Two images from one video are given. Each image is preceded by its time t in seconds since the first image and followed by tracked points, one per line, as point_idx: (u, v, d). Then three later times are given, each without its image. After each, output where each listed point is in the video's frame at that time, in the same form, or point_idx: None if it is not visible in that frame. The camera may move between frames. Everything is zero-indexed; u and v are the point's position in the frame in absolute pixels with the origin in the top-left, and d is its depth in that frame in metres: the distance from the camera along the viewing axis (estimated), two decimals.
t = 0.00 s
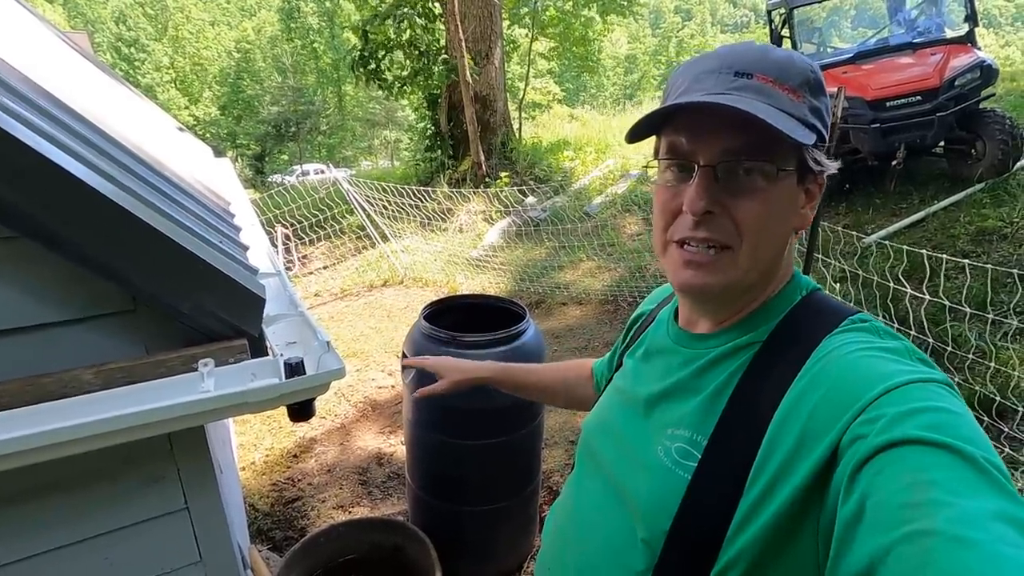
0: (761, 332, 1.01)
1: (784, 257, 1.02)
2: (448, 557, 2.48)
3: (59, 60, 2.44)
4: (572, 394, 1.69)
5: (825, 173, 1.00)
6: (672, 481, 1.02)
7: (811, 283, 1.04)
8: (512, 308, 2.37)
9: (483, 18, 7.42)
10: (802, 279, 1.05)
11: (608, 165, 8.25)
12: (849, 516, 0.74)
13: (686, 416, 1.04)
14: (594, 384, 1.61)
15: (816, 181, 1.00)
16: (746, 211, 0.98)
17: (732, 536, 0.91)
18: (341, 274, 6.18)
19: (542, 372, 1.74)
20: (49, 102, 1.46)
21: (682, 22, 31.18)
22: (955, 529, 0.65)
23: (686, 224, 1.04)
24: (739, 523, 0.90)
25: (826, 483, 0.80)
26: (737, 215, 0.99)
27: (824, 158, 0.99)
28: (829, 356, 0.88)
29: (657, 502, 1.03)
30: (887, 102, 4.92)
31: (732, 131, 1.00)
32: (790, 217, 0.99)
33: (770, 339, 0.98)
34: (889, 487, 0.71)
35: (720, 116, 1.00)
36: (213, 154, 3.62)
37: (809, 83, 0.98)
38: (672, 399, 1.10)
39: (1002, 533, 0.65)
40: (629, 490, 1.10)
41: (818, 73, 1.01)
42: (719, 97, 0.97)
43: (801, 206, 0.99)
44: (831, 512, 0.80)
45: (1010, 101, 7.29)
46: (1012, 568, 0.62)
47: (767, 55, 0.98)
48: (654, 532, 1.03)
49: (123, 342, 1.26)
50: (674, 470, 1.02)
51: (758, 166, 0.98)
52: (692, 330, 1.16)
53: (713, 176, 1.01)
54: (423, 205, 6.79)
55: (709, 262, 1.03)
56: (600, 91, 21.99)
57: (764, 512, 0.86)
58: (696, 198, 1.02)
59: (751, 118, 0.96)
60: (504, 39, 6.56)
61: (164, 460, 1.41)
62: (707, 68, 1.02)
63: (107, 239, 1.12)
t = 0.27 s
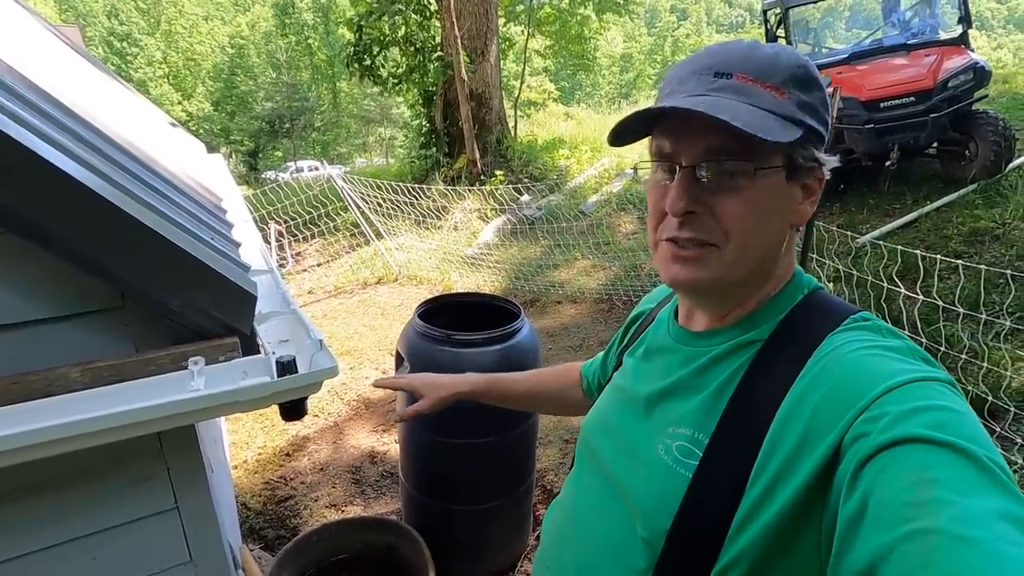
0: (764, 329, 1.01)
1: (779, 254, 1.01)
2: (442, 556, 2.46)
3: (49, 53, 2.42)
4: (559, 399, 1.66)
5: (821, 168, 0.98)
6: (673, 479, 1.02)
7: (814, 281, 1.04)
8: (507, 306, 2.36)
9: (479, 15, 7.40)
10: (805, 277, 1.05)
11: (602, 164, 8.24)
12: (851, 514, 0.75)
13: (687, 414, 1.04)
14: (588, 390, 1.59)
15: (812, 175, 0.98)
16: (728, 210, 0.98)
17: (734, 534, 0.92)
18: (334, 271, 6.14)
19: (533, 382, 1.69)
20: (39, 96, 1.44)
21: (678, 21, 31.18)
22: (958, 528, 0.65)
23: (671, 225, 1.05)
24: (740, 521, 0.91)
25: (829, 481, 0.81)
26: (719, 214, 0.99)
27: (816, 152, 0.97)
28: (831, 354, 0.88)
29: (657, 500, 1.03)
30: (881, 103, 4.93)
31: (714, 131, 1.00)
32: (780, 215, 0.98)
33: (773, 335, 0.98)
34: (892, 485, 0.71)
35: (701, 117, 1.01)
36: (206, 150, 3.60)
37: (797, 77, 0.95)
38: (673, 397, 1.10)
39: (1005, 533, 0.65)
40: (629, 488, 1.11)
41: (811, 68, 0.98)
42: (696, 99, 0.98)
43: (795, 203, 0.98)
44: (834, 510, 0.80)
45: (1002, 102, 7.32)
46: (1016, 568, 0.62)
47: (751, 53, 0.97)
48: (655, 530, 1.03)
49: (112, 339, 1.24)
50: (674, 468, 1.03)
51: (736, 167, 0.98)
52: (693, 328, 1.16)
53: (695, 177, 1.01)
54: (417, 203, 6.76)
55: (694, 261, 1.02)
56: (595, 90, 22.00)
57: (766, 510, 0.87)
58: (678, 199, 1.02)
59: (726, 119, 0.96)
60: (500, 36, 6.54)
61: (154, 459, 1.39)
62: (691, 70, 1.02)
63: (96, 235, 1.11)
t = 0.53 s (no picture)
0: (771, 327, 1.01)
1: (718, 255, 1.03)
2: (436, 554, 2.45)
3: (36, 47, 2.38)
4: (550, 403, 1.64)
5: (733, 169, 0.97)
6: (676, 475, 1.02)
7: (820, 279, 1.05)
8: (501, 303, 2.34)
9: (472, 10, 7.36)
10: (811, 276, 1.05)
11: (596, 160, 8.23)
12: (856, 513, 0.74)
13: (691, 410, 1.04)
14: (580, 392, 1.57)
15: (725, 176, 0.97)
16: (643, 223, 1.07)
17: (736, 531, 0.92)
18: (327, 268, 6.10)
19: (525, 391, 1.66)
20: (31, 94, 1.42)
21: (671, 17, 31.16)
22: (964, 531, 0.65)
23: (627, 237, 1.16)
24: (744, 518, 0.91)
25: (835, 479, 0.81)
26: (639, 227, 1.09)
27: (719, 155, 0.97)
28: (837, 354, 0.88)
29: (660, 496, 1.03)
30: (874, 100, 4.94)
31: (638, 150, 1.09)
32: (694, 222, 1.01)
33: (779, 334, 0.98)
34: (898, 485, 0.71)
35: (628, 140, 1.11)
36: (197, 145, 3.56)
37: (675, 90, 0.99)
38: (677, 393, 1.10)
39: (1013, 536, 0.64)
40: (629, 483, 1.11)
41: (715, 70, 0.96)
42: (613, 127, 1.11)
43: (703, 207, 1.00)
44: (838, 508, 0.81)
45: (994, 99, 7.35)
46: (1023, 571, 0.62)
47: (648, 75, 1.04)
48: (655, 525, 1.03)
49: (99, 338, 1.22)
50: (677, 464, 1.03)
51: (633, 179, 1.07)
52: (692, 323, 1.15)
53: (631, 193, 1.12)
54: (411, 199, 6.74)
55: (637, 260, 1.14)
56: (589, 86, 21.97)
57: (770, 508, 0.87)
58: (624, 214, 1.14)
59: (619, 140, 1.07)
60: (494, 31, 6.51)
61: (143, 459, 1.37)
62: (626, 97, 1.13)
63: (84, 232, 1.09)
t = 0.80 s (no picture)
0: (771, 328, 1.00)
1: (707, 256, 1.04)
2: (440, 560, 2.44)
3: (32, 59, 2.38)
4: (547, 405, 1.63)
5: (714, 172, 0.98)
6: (677, 478, 1.02)
7: (820, 280, 1.04)
8: (502, 308, 2.33)
9: (469, 14, 7.37)
10: (812, 277, 1.05)
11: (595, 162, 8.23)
12: (856, 514, 0.74)
13: (691, 413, 1.04)
14: (579, 394, 1.57)
15: (707, 178, 0.98)
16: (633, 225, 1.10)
17: (736, 533, 0.92)
18: (327, 274, 6.10)
19: (522, 393, 1.64)
20: (31, 110, 1.42)
21: (668, 19, 31.24)
22: (962, 530, 0.65)
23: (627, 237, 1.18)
24: (744, 521, 0.91)
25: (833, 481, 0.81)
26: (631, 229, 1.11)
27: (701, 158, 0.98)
28: (835, 355, 0.88)
29: (662, 498, 1.03)
30: (872, 98, 4.95)
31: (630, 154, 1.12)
32: (679, 224, 1.03)
33: (779, 335, 0.98)
34: (896, 487, 0.71)
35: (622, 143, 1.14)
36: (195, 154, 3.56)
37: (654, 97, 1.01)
38: (677, 396, 1.09)
39: (1010, 536, 0.64)
40: (630, 486, 1.11)
41: (699, 78, 0.97)
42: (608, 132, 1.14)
43: (687, 210, 1.01)
44: (837, 509, 0.81)
45: (991, 95, 7.35)
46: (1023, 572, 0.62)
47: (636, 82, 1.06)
48: (658, 527, 1.03)
49: (100, 352, 1.21)
50: (678, 466, 1.02)
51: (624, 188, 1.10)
52: (692, 326, 1.15)
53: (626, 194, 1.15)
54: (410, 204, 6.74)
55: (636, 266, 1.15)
56: (586, 88, 21.97)
57: (770, 509, 0.88)
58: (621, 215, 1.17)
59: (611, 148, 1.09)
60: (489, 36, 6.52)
61: (145, 473, 1.36)
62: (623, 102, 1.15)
63: (80, 245, 1.08)
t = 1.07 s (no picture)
0: (773, 324, 0.99)
1: (697, 254, 1.03)
2: (439, 559, 2.43)
3: (26, 57, 2.36)
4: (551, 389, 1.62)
5: (697, 169, 0.97)
6: (679, 473, 1.01)
7: (825, 276, 1.03)
8: (501, 307, 2.33)
9: (465, 11, 7.34)
10: (815, 272, 1.03)
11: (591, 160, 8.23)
12: (858, 513, 0.74)
13: (693, 409, 1.03)
14: (585, 383, 1.55)
15: (691, 177, 0.98)
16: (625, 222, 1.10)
17: (737, 531, 0.92)
18: (324, 273, 6.08)
19: (525, 377, 1.65)
20: (27, 108, 1.40)
21: (664, 16, 31.25)
22: (965, 530, 0.64)
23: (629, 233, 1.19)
24: (744, 518, 0.90)
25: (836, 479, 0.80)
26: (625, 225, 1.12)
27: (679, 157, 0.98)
28: (837, 353, 0.87)
29: (665, 494, 1.02)
30: (868, 95, 4.95)
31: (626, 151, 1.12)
32: (666, 222, 1.03)
33: (781, 331, 0.97)
34: (899, 486, 0.70)
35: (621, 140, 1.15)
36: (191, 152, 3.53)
37: (639, 98, 1.01)
38: (680, 391, 1.08)
39: (1014, 536, 0.64)
40: (631, 481, 1.10)
41: (682, 77, 0.96)
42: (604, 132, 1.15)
43: (673, 208, 1.01)
44: (840, 507, 0.80)
45: (986, 92, 7.37)
46: None
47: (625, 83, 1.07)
48: (659, 523, 1.03)
49: (97, 352, 1.20)
50: (680, 462, 1.02)
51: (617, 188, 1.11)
52: (694, 321, 1.13)
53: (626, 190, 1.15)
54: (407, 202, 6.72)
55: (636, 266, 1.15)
56: (582, 86, 21.97)
57: (771, 507, 0.87)
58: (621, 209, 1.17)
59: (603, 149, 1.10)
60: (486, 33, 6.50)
61: (143, 474, 1.34)
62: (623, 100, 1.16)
63: (77, 245, 1.06)
